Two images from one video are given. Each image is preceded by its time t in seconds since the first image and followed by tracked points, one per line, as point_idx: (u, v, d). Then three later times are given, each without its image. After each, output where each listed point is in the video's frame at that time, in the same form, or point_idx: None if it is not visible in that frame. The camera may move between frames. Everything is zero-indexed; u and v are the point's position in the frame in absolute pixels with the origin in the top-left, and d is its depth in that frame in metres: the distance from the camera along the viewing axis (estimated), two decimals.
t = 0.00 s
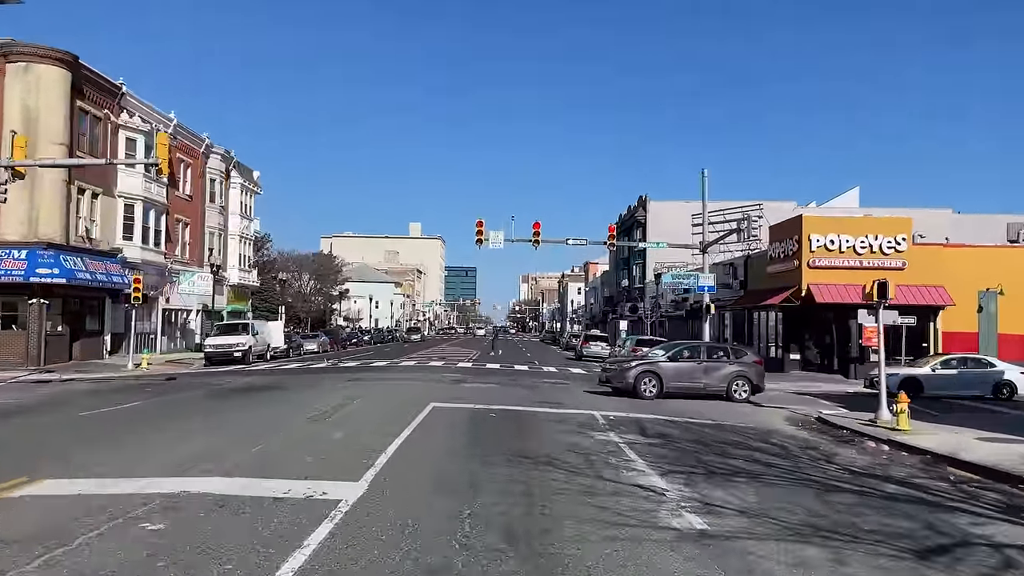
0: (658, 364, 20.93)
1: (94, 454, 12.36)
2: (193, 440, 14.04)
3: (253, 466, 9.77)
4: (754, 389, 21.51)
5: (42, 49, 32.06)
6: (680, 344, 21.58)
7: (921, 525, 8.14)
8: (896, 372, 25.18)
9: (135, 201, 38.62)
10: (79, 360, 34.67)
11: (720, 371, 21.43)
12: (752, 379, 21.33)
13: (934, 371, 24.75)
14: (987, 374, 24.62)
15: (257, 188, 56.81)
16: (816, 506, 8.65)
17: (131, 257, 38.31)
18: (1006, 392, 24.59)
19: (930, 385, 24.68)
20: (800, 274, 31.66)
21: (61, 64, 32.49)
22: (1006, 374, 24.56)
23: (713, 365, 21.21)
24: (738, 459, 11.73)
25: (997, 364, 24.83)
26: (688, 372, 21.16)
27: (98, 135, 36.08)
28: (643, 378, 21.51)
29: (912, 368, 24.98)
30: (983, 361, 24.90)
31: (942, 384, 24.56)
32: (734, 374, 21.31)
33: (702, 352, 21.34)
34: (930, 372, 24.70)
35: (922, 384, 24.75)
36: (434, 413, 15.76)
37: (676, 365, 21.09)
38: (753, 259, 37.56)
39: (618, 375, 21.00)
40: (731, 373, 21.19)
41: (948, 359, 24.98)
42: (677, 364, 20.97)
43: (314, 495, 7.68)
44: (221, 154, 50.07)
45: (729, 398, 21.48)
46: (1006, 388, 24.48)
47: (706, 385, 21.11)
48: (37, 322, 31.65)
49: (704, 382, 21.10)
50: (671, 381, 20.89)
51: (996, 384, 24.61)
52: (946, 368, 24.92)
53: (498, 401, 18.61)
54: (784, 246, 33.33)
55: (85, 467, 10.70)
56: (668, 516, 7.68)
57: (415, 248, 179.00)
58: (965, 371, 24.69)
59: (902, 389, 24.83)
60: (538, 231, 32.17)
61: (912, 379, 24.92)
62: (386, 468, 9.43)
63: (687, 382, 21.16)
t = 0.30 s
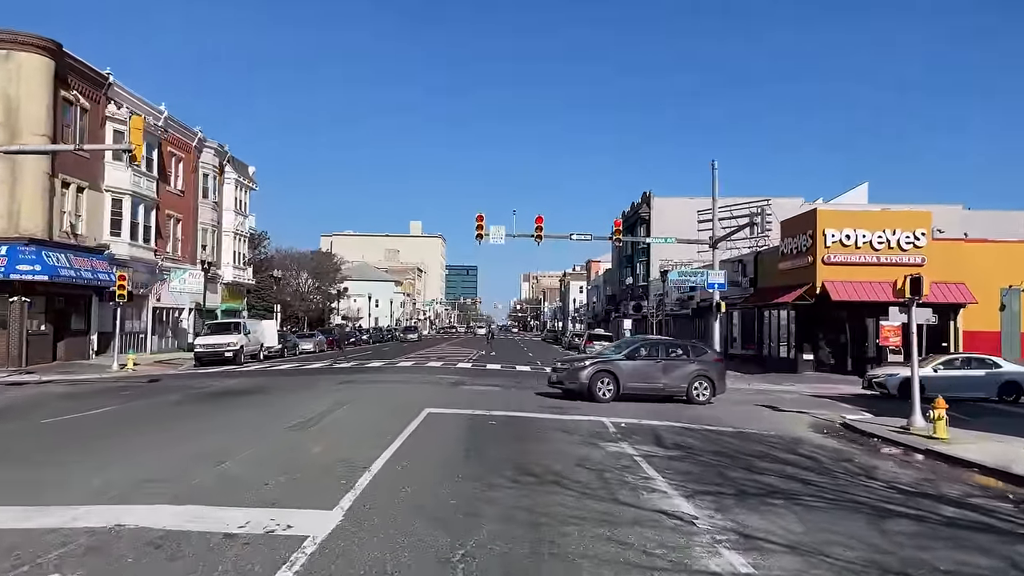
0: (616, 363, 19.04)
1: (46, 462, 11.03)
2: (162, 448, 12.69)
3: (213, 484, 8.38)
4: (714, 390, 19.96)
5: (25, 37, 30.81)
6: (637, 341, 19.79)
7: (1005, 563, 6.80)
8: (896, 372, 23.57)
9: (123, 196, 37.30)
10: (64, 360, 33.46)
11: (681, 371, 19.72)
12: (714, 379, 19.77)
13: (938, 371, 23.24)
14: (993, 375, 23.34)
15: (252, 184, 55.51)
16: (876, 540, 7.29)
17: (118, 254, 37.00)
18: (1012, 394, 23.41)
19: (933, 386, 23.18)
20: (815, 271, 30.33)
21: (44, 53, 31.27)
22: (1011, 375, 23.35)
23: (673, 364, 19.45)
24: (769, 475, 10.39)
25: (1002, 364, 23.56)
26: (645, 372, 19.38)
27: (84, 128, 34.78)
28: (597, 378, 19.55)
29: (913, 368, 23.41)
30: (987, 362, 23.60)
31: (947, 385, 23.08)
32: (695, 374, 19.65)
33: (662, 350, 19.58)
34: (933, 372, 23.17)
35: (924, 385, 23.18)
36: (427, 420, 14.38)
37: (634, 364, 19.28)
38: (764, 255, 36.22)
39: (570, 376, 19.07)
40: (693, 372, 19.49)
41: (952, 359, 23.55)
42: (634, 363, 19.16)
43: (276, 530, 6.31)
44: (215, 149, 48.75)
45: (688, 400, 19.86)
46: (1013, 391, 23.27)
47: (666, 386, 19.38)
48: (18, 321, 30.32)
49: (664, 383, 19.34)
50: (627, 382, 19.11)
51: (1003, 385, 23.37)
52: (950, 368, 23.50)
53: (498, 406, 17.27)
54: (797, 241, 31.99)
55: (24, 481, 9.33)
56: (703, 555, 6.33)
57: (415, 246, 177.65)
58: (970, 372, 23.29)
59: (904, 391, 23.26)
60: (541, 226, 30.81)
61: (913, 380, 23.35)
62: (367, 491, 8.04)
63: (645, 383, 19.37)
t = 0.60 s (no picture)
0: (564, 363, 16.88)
1: None
2: (126, 455, 11.44)
3: (164, 509, 7.12)
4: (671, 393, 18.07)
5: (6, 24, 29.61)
6: (585, 339, 17.67)
7: None
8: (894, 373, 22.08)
9: (111, 190, 36.05)
10: (48, 360, 32.22)
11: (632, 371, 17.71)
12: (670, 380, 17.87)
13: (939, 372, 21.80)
14: (995, 376, 22.06)
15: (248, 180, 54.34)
16: None
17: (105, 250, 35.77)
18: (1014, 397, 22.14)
19: (933, 389, 21.95)
20: (829, 268, 29.08)
21: (26, 41, 30.08)
22: (1014, 376, 22.07)
23: (626, 364, 17.42)
24: (806, 494, 9.17)
25: (1005, 365, 22.28)
26: (596, 374, 17.30)
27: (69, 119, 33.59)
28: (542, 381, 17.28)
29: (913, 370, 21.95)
30: (989, 362, 22.33)
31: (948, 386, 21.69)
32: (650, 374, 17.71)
33: (614, 349, 17.55)
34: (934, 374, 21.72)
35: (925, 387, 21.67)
36: (421, 426, 13.11)
37: (585, 365, 17.14)
38: (774, 252, 34.96)
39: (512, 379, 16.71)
40: (648, 373, 17.53)
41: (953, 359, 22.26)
42: (584, 363, 17.08)
43: None
44: (208, 143, 47.50)
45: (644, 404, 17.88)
46: (1015, 393, 21.97)
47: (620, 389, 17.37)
48: None
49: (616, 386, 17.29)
50: (576, 385, 16.93)
51: (1005, 387, 22.07)
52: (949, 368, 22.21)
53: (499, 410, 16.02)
54: (809, 237, 30.74)
55: None
56: None
57: (415, 245, 176.44)
58: (972, 373, 21.99)
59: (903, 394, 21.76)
60: (543, 221, 29.53)
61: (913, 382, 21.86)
62: (342, 521, 6.80)
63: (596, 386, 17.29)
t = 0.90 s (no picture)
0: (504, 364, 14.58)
1: None
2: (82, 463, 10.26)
3: (93, 545, 5.90)
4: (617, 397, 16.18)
5: None
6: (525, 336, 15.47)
7: None
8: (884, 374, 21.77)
9: (99, 185, 34.90)
10: (31, 360, 31.07)
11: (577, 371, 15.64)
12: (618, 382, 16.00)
13: (930, 372, 21.22)
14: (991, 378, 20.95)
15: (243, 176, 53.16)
16: None
17: (92, 246, 34.53)
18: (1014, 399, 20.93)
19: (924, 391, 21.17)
20: (843, 265, 27.89)
21: (9, 28, 28.97)
22: (1012, 377, 20.91)
23: (572, 364, 15.39)
24: (852, 520, 8.02)
25: (1003, 366, 21.12)
26: (539, 376, 15.09)
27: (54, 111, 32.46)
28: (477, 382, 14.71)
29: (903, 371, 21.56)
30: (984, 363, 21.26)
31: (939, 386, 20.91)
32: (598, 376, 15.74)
33: (558, 347, 15.47)
34: (923, 374, 21.24)
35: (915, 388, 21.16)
36: (412, 434, 11.94)
37: (528, 367, 14.94)
38: (784, 250, 33.76)
39: (444, 383, 14.29)
40: (596, 374, 15.59)
41: (947, 360, 21.34)
42: (527, 364, 14.87)
43: None
44: (201, 137, 46.31)
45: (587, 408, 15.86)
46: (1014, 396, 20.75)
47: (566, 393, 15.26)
48: None
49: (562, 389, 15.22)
50: (518, 388, 14.72)
51: (1003, 388, 20.92)
52: (943, 370, 21.29)
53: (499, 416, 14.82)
54: (822, 233, 29.54)
55: None
56: None
57: (415, 243, 175.22)
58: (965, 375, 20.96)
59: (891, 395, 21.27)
60: (545, 216, 28.29)
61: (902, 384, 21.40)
62: (307, 562, 5.62)
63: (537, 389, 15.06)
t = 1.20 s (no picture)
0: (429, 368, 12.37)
1: None
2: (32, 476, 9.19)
3: None
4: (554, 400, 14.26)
5: None
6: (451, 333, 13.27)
7: None
8: (871, 375, 20.72)
9: (87, 178, 33.85)
10: (14, 360, 30.03)
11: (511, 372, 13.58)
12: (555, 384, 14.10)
13: (918, 372, 20.19)
14: (982, 379, 19.91)
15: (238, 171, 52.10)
16: None
17: (79, 242, 33.44)
18: (1007, 401, 19.85)
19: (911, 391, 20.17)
20: (858, 261, 26.77)
21: None
22: (1004, 378, 19.86)
23: (505, 365, 13.36)
24: (906, 550, 6.97)
25: (995, 367, 20.06)
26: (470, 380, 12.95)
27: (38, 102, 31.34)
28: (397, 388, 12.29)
29: (890, 372, 20.60)
30: (976, 364, 20.18)
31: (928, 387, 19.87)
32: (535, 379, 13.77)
33: (489, 346, 13.40)
34: (911, 374, 20.22)
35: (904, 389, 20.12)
36: (404, 444, 10.81)
37: (458, 370, 12.79)
38: (794, 246, 32.69)
39: (357, 392, 11.95)
40: (533, 376, 13.66)
41: (936, 360, 20.27)
42: (456, 366, 12.73)
43: None
44: (195, 131, 45.22)
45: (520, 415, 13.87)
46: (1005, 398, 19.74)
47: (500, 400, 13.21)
48: None
49: (496, 395, 13.19)
50: (445, 395, 12.59)
51: (994, 390, 19.87)
52: (932, 370, 20.24)
53: (499, 422, 13.72)
54: (835, 229, 28.47)
55: None
56: None
57: (415, 242, 174.19)
58: (955, 376, 19.90)
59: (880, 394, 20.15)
60: (547, 210, 27.20)
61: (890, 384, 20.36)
62: None
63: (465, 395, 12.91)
